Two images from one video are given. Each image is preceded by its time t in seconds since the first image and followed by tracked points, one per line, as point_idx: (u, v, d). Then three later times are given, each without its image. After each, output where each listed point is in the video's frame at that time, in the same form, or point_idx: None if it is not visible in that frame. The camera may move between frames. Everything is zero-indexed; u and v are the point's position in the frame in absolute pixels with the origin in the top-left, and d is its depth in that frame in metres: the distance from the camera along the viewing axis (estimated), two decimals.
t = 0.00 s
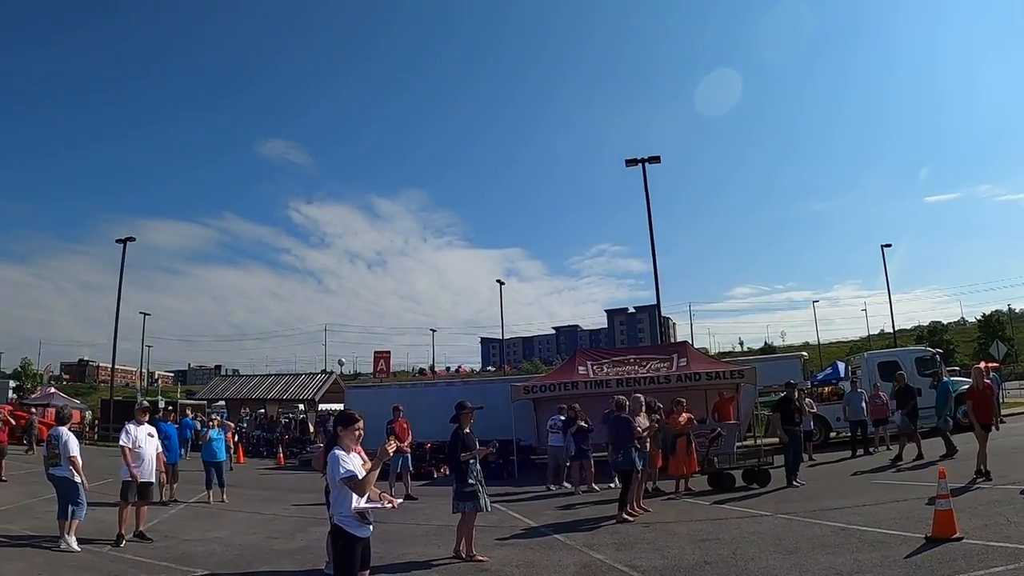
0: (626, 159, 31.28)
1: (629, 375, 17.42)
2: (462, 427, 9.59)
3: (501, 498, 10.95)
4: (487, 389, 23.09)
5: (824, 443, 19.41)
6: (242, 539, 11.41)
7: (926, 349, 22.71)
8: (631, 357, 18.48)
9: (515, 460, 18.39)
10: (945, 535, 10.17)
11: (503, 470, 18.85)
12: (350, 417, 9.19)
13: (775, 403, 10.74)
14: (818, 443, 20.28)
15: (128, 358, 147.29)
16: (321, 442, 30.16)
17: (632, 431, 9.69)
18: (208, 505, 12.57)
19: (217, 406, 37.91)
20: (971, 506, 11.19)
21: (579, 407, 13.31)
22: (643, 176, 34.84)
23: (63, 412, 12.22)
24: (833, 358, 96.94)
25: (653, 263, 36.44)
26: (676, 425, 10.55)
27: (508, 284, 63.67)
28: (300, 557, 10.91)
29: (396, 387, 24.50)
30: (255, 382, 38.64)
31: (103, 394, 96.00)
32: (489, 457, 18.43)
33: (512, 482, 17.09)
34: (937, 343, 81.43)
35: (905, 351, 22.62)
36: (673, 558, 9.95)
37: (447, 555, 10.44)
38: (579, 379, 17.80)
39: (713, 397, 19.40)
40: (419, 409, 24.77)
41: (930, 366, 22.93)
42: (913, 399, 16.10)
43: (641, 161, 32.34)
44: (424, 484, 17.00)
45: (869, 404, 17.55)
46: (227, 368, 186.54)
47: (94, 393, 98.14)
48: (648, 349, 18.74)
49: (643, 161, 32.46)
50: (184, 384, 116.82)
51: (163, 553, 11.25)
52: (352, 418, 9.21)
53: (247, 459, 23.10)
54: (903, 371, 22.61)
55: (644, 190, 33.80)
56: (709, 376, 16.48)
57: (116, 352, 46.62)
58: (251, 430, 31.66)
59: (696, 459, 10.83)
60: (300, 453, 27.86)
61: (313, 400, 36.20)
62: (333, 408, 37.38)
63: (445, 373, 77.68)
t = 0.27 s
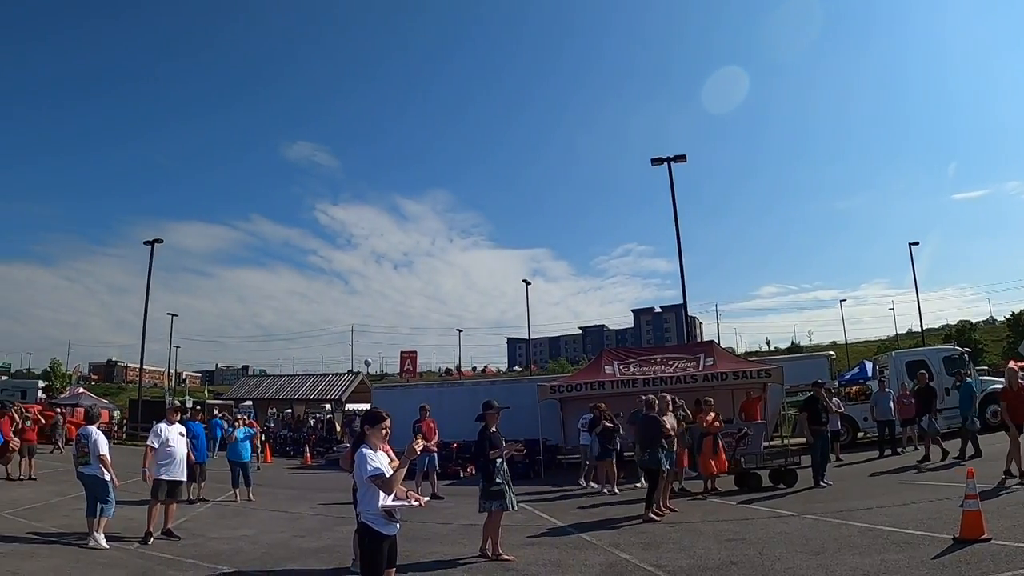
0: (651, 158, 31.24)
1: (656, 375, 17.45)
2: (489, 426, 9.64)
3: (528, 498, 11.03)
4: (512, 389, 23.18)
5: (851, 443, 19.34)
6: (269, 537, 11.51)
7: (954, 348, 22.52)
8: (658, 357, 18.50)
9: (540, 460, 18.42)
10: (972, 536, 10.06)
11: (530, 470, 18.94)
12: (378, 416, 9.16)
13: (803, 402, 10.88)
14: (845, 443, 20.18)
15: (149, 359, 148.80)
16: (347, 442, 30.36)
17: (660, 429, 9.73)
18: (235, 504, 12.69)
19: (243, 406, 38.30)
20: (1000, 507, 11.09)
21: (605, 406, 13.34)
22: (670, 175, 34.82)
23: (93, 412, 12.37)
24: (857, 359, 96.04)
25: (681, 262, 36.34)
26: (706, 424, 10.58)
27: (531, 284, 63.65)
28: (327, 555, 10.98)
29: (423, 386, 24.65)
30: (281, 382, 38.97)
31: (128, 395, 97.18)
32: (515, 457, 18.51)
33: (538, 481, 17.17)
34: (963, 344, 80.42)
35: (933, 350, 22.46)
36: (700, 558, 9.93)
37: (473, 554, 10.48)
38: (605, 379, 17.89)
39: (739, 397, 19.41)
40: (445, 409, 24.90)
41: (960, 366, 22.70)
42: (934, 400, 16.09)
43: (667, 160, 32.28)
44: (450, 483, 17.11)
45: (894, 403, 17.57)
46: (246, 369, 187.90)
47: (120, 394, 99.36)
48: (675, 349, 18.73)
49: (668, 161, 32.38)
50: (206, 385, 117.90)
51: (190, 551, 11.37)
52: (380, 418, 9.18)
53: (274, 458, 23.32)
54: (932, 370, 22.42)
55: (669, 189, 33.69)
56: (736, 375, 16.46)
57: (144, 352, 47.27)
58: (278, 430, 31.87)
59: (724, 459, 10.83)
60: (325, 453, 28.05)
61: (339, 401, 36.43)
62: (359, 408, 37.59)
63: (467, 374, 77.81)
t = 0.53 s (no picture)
0: (676, 161, 31.26)
1: (680, 378, 17.50)
2: (513, 427, 9.68)
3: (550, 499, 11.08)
4: (535, 390, 23.25)
5: (877, 447, 19.23)
6: (292, 536, 11.58)
7: (981, 353, 22.32)
8: (682, 359, 18.51)
9: (563, 462, 18.46)
10: (998, 542, 9.93)
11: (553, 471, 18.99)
12: (403, 417, 9.13)
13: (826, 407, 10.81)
14: (870, 447, 20.04)
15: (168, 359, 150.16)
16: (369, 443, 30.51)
17: (685, 430, 9.76)
18: (258, 503, 12.79)
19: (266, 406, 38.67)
20: None
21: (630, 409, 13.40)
22: (694, 176, 34.73)
23: (119, 410, 12.50)
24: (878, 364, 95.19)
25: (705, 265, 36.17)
26: (730, 427, 10.62)
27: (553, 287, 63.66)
28: (349, 555, 11.04)
29: (446, 387, 24.80)
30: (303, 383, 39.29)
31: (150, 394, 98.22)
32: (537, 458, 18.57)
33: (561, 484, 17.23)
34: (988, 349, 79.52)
35: (959, 355, 22.30)
36: (723, 561, 9.89)
37: (496, 555, 10.50)
38: (629, 381, 17.98)
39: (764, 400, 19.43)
40: (468, 410, 25.02)
41: (988, 370, 22.43)
42: (954, 405, 16.05)
43: (692, 162, 32.29)
44: (472, 485, 17.18)
45: (920, 408, 17.54)
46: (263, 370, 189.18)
47: (142, 393, 100.45)
48: (700, 351, 18.71)
49: (693, 163, 32.37)
50: (225, 385, 118.94)
51: (214, 549, 11.47)
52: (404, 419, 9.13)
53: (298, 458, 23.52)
54: (959, 374, 22.18)
55: (693, 191, 33.64)
56: (761, 378, 16.50)
57: (169, 352, 47.90)
58: (301, 430, 32.09)
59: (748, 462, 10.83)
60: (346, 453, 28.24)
61: (361, 401, 36.64)
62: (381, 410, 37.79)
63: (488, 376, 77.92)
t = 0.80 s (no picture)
0: (697, 158, 31.17)
1: (700, 377, 17.57)
2: (533, 425, 9.73)
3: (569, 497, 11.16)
4: (554, 389, 23.32)
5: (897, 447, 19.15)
6: (311, 532, 11.66)
7: (1002, 353, 22.19)
8: (703, 358, 18.54)
9: (582, 461, 18.51)
10: (1018, 544, 9.84)
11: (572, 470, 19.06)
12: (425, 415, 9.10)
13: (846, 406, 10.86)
14: (890, 448, 19.95)
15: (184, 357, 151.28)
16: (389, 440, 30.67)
17: (705, 430, 9.77)
18: (277, 499, 12.88)
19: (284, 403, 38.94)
20: None
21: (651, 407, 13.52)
22: (715, 175, 34.66)
23: (139, 406, 12.62)
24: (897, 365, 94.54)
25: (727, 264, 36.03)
26: (749, 428, 10.69)
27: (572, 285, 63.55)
28: (367, 550, 11.11)
29: (466, 385, 24.93)
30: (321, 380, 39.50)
31: (169, 390, 99.11)
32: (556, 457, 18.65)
33: (579, 483, 17.28)
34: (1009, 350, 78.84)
35: (981, 355, 22.19)
36: (742, 560, 9.89)
37: (514, 552, 10.53)
38: (649, 379, 18.08)
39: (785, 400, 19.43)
40: (488, 407, 25.13)
41: (1011, 371, 22.20)
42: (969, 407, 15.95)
43: (713, 160, 32.14)
44: (491, 482, 17.25)
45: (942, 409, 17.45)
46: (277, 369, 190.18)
47: (159, 390, 101.28)
48: (720, 350, 18.71)
49: (715, 161, 32.26)
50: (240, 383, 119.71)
51: (233, 544, 11.57)
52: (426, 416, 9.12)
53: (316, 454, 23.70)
54: (982, 375, 21.98)
55: (714, 188, 33.49)
56: (781, 378, 16.56)
57: (190, 348, 48.44)
58: (321, 427, 32.28)
59: (767, 463, 10.81)
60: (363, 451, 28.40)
61: (380, 399, 36.81)
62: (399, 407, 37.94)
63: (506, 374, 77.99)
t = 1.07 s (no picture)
0: (712, 153, 31.11)
1: (715, 372, 17.58)
2: (550, 421, 9.78)
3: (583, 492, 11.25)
4: (570, 384, 23.37)
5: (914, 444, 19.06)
6: (326, 525, 11.73)
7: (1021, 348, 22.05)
8: (719, 353, 18.53)
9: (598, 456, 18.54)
10: None
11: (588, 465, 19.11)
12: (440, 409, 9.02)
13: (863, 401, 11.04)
14: (907, 445, 19.86)
15: (197, 354, 152.21)
16: (405, 434, 30.79)
17: (720, 425, 9.79)
18: (293, 492, 12.97)
19: (299, 398, 39.19)
20: None
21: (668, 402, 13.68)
22: (731, 170, 34.59)
23: (156, 400, 12.74)
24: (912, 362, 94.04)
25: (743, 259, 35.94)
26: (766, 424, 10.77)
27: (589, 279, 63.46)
28: (383, 544, 11.18)
29: (482, 379, 25.03)
30: (336, 375, 39.70)
31: (185, 385, 99.81)
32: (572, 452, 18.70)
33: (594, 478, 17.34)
34: None
35: (999, 352, 22.06)
36: (757, 556, 9.87)
37: (529, 546, 10.57)
38: (665, 375, 18.13)
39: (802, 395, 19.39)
40: (504, 402, 25.22)
41: None
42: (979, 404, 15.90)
43: (729, 154, 31.99)
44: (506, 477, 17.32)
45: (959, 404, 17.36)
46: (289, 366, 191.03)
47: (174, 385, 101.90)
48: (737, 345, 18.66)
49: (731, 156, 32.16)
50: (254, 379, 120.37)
51: (248, 537, 11.65)
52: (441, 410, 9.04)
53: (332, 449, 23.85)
54: (1000, 371, 21.84)
55: (731, 183, 33.32)
56: (796, 374, 16.54)
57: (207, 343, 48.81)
58: (337, 422, 32.44)
59: (782, 459, 10.96)
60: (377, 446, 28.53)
61: (395, 394, 36.96)
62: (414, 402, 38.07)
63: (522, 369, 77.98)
